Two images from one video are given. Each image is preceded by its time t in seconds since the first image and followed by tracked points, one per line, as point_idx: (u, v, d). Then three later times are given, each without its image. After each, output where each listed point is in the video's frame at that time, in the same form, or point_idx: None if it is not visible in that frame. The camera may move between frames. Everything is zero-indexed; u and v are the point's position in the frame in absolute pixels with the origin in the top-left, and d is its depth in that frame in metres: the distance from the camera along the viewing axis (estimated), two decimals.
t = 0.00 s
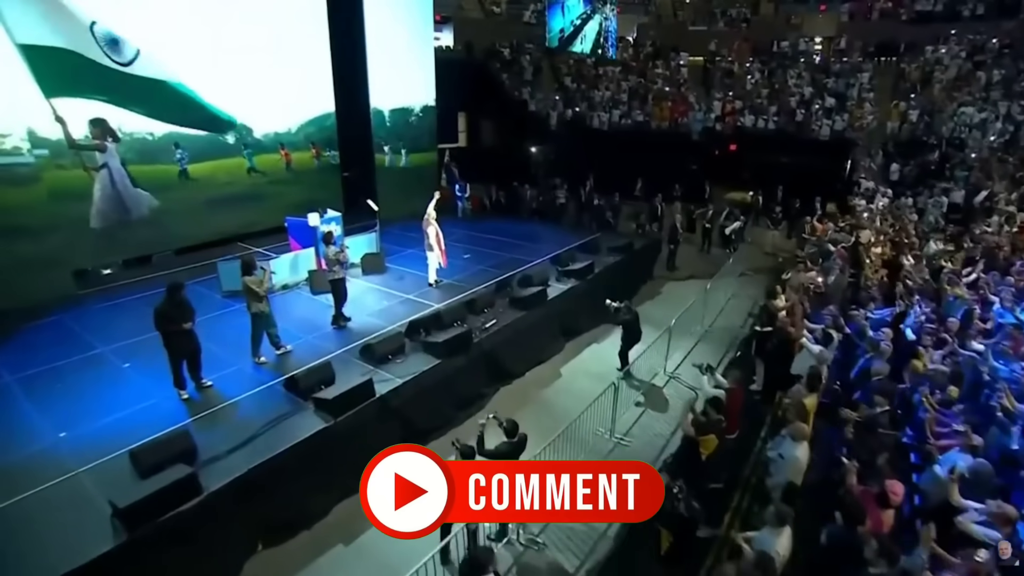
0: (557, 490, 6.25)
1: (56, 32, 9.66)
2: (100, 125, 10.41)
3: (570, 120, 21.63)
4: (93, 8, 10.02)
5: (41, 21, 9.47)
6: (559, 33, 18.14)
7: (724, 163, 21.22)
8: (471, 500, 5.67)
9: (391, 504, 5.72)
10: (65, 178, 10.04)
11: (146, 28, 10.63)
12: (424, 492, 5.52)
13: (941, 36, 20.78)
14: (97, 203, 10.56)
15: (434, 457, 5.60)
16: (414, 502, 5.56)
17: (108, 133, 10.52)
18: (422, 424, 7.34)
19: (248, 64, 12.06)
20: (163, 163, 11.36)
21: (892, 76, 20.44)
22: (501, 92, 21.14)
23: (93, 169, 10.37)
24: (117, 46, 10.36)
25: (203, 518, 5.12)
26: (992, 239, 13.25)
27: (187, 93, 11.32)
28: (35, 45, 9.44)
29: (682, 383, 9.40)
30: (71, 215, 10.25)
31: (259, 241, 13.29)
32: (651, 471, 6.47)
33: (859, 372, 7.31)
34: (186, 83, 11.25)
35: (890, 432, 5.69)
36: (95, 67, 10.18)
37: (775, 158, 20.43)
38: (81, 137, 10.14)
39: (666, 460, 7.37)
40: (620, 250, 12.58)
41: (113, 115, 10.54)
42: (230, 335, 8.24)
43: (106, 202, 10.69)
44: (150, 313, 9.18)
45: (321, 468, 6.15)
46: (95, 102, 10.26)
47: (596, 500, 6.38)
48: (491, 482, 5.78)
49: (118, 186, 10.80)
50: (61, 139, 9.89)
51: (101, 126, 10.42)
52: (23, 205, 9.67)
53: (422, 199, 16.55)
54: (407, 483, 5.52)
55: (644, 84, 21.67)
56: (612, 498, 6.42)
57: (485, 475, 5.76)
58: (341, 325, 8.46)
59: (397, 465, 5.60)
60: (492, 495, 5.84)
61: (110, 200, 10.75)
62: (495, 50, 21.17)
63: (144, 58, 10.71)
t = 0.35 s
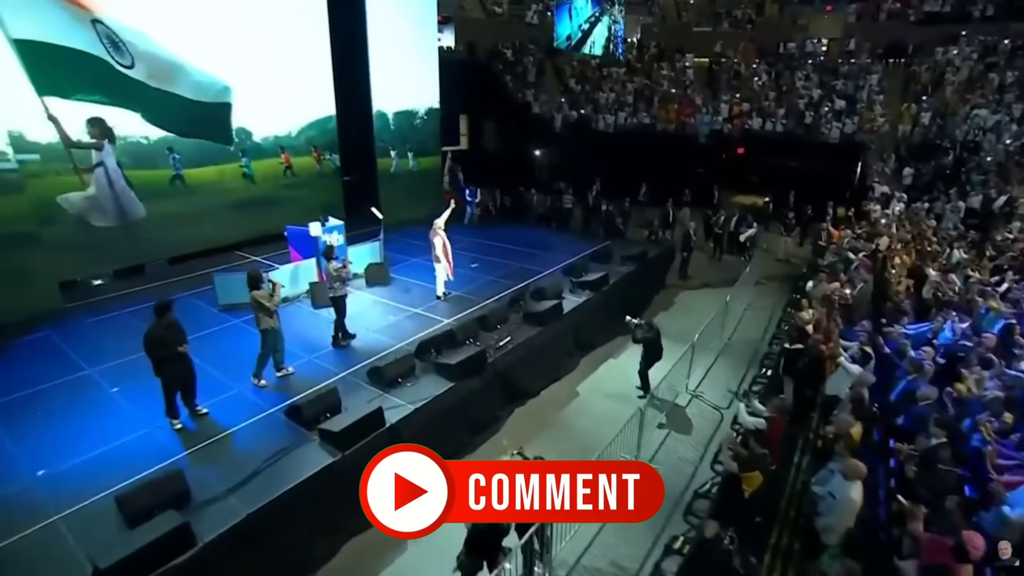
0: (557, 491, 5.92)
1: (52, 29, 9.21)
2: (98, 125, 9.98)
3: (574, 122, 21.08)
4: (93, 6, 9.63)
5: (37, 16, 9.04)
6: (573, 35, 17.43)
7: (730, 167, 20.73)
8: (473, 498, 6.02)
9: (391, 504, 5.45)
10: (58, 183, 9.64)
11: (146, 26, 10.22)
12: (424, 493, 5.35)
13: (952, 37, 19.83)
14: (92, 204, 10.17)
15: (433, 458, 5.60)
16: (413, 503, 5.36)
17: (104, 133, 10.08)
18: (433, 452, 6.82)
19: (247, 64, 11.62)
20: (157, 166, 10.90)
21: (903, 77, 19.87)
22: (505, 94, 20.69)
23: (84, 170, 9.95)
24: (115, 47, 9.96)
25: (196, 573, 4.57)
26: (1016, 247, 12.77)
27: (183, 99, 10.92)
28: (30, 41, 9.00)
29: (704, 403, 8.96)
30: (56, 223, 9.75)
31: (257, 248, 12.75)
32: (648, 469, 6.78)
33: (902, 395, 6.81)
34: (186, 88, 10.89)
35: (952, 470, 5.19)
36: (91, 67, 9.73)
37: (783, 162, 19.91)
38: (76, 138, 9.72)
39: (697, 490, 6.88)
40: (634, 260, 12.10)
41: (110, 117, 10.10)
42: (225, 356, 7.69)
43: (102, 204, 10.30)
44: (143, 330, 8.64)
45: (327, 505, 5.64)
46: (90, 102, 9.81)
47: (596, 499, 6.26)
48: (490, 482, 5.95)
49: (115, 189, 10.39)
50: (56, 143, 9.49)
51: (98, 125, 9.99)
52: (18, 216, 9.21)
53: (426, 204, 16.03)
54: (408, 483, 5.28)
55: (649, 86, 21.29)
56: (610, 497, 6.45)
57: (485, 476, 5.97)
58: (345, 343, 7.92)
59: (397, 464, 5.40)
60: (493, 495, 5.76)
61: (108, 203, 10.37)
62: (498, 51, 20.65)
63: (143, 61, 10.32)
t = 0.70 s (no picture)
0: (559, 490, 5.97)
1: (60, 31, 9.08)
2: (95, 133, 9.66)
3: (576, 124, 20.63)
4: (104, 11, 9.53)
5: (47, 18, 8.91)
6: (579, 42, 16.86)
7: (735, 169, 20.51)
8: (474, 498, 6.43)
9: (391, 504, 5.22)
10: (51, 189, 9.33)
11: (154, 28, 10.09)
12: (425, 493, 5.22)
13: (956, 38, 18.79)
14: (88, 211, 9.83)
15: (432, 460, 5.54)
16: (414, 503, 5.24)
17: (103, 141, 9.77)
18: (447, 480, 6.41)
19: (248, 67, 11.25)
20: (150, 171, 10.47)
21: (907, 79, 18.93)
22: (506, 95, 20.26)
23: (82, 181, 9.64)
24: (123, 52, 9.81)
25: None
26: None
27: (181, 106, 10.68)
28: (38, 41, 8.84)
29: (726, 419, 8.57)
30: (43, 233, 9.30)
31: (253, 256, 12.27)
32: (648, 470, 6.94)
33: (941, 416, 6.44)
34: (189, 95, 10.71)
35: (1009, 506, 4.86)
36: (93, 68, 9.51)
37: (790, 164, 19.63)
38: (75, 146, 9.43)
39: (728, 518, 6.51)
40: (646, 268, 11.68)
41: (106, 121, 9.77)
42: (226, 376, 7.22)
43: (98, 212, 9.94)
44: (135, 346, 8.17)
45: (336, 544, 5.21)
46: (91, 104, 9.54)
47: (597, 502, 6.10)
48: (492, 484, 6.21)
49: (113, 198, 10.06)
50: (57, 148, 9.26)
51: (96, 133, 9.67)
52: None
53: (429, 207, 15.53)
54: (410, 482, 5.17)
55: (651, 87, 20.89)
56: (612, 497, 6.34)
57: (486, 478, 6.20)
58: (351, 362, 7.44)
59: (397, 464, 5.22)
60: (492, 495, 6.39)
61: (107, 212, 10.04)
62: (498, 51, 20.11)
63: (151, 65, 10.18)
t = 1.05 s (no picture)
0: (557, 490, 6.47)
1: (80, 37, 8.94)
2: (85, 142, 9.17)
3: (579, 127, 20.18)
4: (143, 30, 9.59)
5: (67, 24, 8.77)
6: (586, 48, 15.99)
7: (739, 172, 20.03)
8: (472, 498, 6.24)
9: (391, 505, 4.90)
10: (38, 199, 8.81)
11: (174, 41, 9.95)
12: (424, 492, 5.14)
13: (958, 41, 18.85)
14: (74, 222, 9.30)
15: (431, 459, 5.42)
16: (413, 503, 5.06)
17: (94, 151, 9.29)
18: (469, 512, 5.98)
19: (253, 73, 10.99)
20: (137, 178, 9.89)
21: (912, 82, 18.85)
22: (506, 97, 19.82)
23: (72, 191, 9.15)
24: (137, 62, 9.60)
25: None
26: None
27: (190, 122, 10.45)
28: (55, 47, 8.65)
29: (754, 438, 8.17)
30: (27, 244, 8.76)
31: (249, 266, 11.77)
32: (649, 471, 7.24)
33: (990, 437, 6.05)
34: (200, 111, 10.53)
35: None
36: (113, 81, 9.37)
37: (794, 169, 19.14)
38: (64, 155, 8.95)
39: (770, 551, 6.20)
40: (659, 277, 11.30)
41: (100, 128, 9.32)
42: (230, 401, 6.74)
43: (85, 223, 9.42)
44: (126, 366, 7.65)
45: None
46: (101, 115, 9.29)
47: (597, 499, 6.45)
48: (491, 483, 6.14)
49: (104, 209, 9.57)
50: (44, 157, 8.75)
51: (86, 142, 9.18)
52: None
53: (431, 213, 15.10)
54: (409, 482, 5.05)
55: (653, 89, 20.66)
56: (611, 497, 6.68)
57: (485, 477, 6.05)
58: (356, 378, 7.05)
59: (397, 465, 5.11)
60: (493, 496, 6.44)
61: (95, 223, 9.53)
62: (498, 53, 19.61)
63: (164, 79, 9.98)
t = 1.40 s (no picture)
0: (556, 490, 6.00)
1: (82, 41, 8.69)
2: (66, 141, 8.70)
3: (579, 129, 19.87)
4: (157, 40, 9.45)
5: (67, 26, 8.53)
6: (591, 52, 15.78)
7: (741, 174, 19.78)
8: (471, 499, 5.36)
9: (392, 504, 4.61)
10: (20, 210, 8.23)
11: (181, 46, 9.70)
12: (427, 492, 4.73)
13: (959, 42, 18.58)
14: (56, 229, 8.79)
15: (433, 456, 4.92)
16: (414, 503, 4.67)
17: (77, 151, 8.83)
18: (498, 548, 5.56)
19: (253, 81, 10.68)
20: (113, 185, 9.30)
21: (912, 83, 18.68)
22: (505, 99, 19.35)
23: (47, 197, 8.62)
24: (144, 71, 9.39)
25: None
26: None
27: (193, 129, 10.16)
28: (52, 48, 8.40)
29: (784, 456, 7.83)
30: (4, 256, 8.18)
31: (246, 276, 11.27)
32: (650, 472, 7.26)
33: None
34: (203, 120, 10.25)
35: None
36: (114, 86, 9.08)
37: (797, 171, 18.97)
38: (45, 156, 8.47)
39: None
40: (674, 285, 10.92)
41: (83, 129, 8.86)
42: (231, 428, 6.24)
43: (66, 231, 8.87)
44: (119, 389, 7.13)
45: None
46: (91, 118, 8.90)
47: (596, 499, 5.99)
48: (490, 482, 5.56)
49: (88, 214, 9.06)
50: (25, 158, 8.30)
51: (67, 140, 8.72)
52: None
53: (433, 218, 14.66)
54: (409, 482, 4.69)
55: (654, 91, 20.29)
56: (612, 499, 6.52)
57: (484, 475, 5.55)
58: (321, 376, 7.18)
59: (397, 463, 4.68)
60: (493, 496, 5.59)
61: (77, 231, 9.01)
62: (496, 54, 19.08)
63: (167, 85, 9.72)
